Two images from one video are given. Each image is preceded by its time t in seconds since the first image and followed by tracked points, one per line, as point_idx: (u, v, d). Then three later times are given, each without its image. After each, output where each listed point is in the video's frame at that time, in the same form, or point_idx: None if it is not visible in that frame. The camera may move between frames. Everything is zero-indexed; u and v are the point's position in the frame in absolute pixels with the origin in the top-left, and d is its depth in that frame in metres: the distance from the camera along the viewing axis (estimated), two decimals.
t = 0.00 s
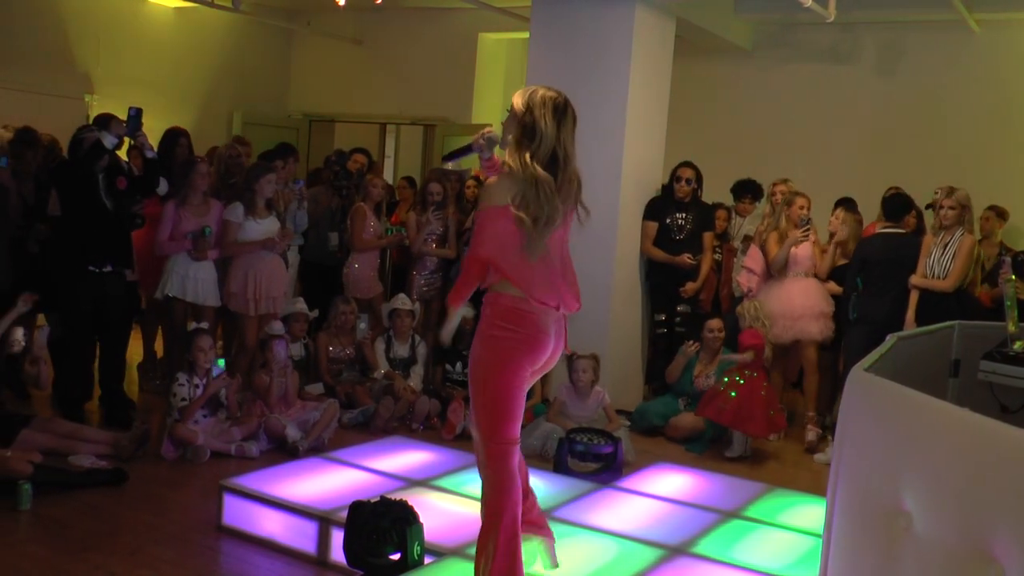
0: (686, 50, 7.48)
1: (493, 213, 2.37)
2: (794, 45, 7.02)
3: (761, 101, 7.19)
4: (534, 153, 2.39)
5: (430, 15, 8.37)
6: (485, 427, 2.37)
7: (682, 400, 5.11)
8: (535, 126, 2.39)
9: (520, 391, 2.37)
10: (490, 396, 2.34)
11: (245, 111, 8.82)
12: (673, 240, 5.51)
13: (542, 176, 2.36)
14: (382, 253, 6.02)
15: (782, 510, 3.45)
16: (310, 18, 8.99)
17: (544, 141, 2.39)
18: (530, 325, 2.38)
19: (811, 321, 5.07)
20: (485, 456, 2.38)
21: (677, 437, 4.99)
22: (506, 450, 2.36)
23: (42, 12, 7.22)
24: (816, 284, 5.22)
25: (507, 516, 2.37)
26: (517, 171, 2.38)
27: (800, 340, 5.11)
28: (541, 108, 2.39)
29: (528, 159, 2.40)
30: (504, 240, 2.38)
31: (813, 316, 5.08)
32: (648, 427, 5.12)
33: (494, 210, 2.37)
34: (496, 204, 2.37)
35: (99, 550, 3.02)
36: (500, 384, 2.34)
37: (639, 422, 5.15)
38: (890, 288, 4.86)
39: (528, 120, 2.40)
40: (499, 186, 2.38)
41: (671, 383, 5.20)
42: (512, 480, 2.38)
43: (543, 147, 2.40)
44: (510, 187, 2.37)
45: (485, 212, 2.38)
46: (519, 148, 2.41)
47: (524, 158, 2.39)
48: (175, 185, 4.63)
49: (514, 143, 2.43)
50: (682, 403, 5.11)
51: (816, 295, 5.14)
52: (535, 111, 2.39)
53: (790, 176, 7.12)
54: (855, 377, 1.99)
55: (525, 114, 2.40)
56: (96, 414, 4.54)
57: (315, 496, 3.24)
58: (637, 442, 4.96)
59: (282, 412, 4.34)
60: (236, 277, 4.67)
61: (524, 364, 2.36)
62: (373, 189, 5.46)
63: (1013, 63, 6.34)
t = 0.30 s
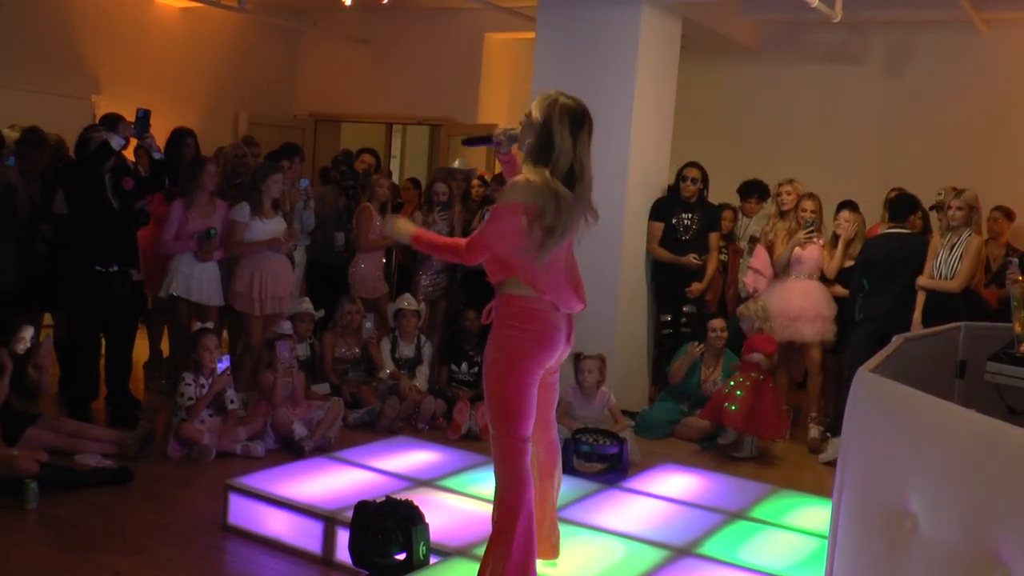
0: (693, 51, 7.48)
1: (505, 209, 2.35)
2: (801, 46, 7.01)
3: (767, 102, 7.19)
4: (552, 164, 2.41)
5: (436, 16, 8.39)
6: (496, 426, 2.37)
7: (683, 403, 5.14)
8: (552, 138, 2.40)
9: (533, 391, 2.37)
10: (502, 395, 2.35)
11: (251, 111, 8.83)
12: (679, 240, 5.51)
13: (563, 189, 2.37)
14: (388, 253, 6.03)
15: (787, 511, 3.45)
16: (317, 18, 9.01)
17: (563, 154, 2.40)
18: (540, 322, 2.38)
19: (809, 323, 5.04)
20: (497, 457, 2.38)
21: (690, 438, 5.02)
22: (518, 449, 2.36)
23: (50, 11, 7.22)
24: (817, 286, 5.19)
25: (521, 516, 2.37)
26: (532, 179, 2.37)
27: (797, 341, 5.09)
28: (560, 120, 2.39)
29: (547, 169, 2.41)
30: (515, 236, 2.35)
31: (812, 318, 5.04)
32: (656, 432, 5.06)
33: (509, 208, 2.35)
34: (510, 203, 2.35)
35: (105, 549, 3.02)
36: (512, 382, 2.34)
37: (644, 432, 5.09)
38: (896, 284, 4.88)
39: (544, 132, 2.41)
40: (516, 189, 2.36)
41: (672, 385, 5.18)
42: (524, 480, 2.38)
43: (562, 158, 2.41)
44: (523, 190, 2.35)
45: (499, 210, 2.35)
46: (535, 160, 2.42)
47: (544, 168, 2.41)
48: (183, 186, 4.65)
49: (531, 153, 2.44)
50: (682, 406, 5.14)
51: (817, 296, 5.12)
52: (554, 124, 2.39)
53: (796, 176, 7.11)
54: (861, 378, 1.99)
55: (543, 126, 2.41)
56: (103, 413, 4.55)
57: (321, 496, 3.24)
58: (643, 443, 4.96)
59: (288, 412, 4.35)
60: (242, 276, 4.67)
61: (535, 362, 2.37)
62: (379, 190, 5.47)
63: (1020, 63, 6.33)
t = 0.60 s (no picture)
0: (697, 50, 7.48)
1: (545, 210, 2.34)
2: (805, 45, 7.00)
3: (772, 101, 7.18)
4: (578, 166, 2.45)
5: (440, 14, 8.39)
6: (510, 425, 2.37)
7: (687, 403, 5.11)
8: (575, 140, 2.45)
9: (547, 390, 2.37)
10: (518, 393, 2.35)
11: (255, 110, 8.84)
12: (684, 240, 5.48)
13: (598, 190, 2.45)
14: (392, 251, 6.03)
15: (790, 511, 3.44)
16: (322, 17, 9.03)
17: (588, 155, 2.46)
18: (557, 321, 2.38)
19: (812, 325, 5.05)
20: (510, 457, 2.38)
21: (695, 439, 5.02)
22: (532, 449, 2.36)
23: (55, 9, 7.23)
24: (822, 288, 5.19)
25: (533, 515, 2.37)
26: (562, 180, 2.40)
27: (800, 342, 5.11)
28: (582, 123, 2.45)
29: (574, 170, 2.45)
30: (558, 237, 2.35)
31: (815, 319, 5.06)
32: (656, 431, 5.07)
33: (547, 208, 2.34)
34: (545, 203, 2.35)
35: (108, 547, 3.03)
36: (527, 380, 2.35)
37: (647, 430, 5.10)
38: (902, 283, 4.85)
39: (565, 135, 2.46)
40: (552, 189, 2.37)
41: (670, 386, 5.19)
42: (537, 480, 2.37)
43: (587, 159, 2.46)
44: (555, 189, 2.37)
45: (539, 213, 2.34)
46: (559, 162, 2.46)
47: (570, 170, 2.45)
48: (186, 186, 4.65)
49: (552, 155, 2.48)
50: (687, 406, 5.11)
51: (820, 299, 5.11)
52: (578, 127, 2.44)
53: (801, 176, 7.10)
54: (865, 378, 1.98)
55: (564, 129, 2.45)
56: (107, 412, 4.55)
57: (323, 495, 3.24)
58: (646, 442, 4.95)
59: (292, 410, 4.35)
60: (247, 275, 4.67)
61: (551, 361, 2.37)
62: (383, 189, 5.47)
63: None
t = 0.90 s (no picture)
0: (701, 48, 7.48)
1: (585, 212, 2.36)
2: (809, 43, 7.00)
3: (775, 100, 7.19)
4: (576, 159, 2.47)
5: (444, 12, 8.39)
6: (518, 424, 2.37)
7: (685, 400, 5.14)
8: (569, 131, 2.45)
9: (555, 391, 2.37)
10: (527, 391, 2.35)
11: (258, 108, 8.84)
12: (687, 238, 5.48)
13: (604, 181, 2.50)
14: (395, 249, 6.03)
15: (794, 510, 3.44)
16: (326, 15, 9.03)
17: (581, 145, 2.47)
18: (568, 319, 2.38)
19: (813, 326, 5.07)
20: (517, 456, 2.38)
21: (697, 437, 5.03)
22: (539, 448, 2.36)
23: (58, 6, 7.23)
24: (824, 286, 5.17)
25: (537, 516, 2.36)
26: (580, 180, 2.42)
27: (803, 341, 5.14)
28: (574, 114, 2.45)
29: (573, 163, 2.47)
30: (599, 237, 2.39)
31: (816, 320, 5.07)
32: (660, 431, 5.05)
33: (586, 212, 2.36)
34: (579, 207, 2.37)
35: (111, 544, 3.03)
36: (537, 379, 2.35)
37: (650, 429, 5.06)
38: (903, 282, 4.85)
39: (558, 129, 2.46)
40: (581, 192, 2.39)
41: (666, 384, 5.22)
42: (542, 481, 2.37)
43: (580, 150, 2.48)
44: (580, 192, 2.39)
45: (582, 216, 2.36)
46: (558, 159, 2.47)
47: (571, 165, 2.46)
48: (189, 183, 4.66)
49: (552, 155, 2.47)
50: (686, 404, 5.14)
51: (823, 299, 5.11)
52: (569, 122, 2.45)
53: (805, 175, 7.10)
54: (868, 377, 1.98)
55: (556, 124, 2.45)
56: (109, 409, 4.55)
57: (327, 492, 3.25)
58: (649, 441, 4.95)
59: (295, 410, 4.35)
60: (250, 273, 4.67)
61: (561, 361, 2.37)
62: (386, 187, 5.47)
63: None
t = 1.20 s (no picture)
0: (705, 47, 7.48)
1: (578, 221, 2.35)
2: (814, 41, 7.00)
3: (779, 99, 7.18)
4: (576, 157, 2.46)
5: (449, 10, 8.39)
6: (520, 420, 2.38)
7: (682, 398, 5.13)
8: (571, 127, 2.46)
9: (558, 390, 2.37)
10: (530, 387, 2.35)
11: (262, 105, 8.85)
12: (691, 237, 5.48)
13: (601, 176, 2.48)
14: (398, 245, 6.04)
15: (796, 508, 3.44)
16: (330, 12, 9.03)
17: (582, 141, 2.47)
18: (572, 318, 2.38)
19: (818, 325, 5.07)
20: (520, 453, 2.38)
21: (701, 435, 5.03)
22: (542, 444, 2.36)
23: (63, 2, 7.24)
24: (826, 284, 5.14)
25: (540, 514, 2.36)
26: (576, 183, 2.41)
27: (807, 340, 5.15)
28: (578, 111, 2.46)
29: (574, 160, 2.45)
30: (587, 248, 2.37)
31: (820, 320, 5.06)
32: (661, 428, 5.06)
33: (578, 221, 2.35)
34: (572, 214, 2.36)
35: (115, 539, 3.03)
36: (540, 375, 2.35)
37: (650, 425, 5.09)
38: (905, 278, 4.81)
39: (561, 124, 2.46)
40: (575, 197, 2.38)
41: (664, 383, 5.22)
42: (545, 479, 2.38)
43: (581, 146, 2.47)
44: (575, 198, 2.38)
45: (573, 225, 2.34)
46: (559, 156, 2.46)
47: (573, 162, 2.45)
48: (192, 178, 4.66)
49: (552, 150, 2.47)
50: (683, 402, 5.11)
51: (827, 298, 5.09)
52: (569, 112, 2.45)
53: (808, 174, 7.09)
54: (872, 375, 1.98)
55: (559, 121, 2.46)
56: (113, 403, 4.56)
57: (329, 488, 3.25)
58: (652, 438, 4.95)
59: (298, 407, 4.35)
60: (254, 269, 4.67)
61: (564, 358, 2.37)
62: (389, 183, 5.47)
63: None
